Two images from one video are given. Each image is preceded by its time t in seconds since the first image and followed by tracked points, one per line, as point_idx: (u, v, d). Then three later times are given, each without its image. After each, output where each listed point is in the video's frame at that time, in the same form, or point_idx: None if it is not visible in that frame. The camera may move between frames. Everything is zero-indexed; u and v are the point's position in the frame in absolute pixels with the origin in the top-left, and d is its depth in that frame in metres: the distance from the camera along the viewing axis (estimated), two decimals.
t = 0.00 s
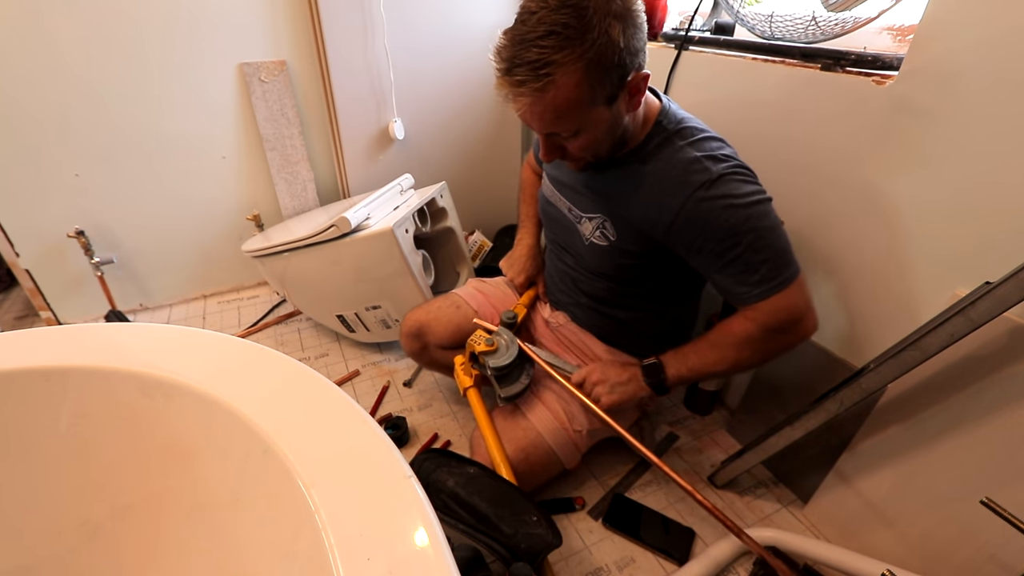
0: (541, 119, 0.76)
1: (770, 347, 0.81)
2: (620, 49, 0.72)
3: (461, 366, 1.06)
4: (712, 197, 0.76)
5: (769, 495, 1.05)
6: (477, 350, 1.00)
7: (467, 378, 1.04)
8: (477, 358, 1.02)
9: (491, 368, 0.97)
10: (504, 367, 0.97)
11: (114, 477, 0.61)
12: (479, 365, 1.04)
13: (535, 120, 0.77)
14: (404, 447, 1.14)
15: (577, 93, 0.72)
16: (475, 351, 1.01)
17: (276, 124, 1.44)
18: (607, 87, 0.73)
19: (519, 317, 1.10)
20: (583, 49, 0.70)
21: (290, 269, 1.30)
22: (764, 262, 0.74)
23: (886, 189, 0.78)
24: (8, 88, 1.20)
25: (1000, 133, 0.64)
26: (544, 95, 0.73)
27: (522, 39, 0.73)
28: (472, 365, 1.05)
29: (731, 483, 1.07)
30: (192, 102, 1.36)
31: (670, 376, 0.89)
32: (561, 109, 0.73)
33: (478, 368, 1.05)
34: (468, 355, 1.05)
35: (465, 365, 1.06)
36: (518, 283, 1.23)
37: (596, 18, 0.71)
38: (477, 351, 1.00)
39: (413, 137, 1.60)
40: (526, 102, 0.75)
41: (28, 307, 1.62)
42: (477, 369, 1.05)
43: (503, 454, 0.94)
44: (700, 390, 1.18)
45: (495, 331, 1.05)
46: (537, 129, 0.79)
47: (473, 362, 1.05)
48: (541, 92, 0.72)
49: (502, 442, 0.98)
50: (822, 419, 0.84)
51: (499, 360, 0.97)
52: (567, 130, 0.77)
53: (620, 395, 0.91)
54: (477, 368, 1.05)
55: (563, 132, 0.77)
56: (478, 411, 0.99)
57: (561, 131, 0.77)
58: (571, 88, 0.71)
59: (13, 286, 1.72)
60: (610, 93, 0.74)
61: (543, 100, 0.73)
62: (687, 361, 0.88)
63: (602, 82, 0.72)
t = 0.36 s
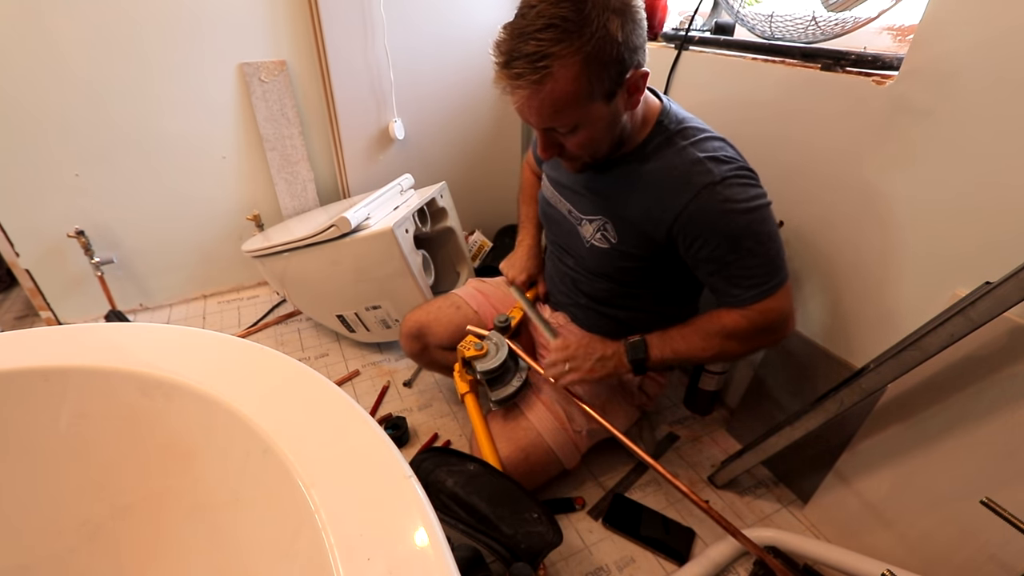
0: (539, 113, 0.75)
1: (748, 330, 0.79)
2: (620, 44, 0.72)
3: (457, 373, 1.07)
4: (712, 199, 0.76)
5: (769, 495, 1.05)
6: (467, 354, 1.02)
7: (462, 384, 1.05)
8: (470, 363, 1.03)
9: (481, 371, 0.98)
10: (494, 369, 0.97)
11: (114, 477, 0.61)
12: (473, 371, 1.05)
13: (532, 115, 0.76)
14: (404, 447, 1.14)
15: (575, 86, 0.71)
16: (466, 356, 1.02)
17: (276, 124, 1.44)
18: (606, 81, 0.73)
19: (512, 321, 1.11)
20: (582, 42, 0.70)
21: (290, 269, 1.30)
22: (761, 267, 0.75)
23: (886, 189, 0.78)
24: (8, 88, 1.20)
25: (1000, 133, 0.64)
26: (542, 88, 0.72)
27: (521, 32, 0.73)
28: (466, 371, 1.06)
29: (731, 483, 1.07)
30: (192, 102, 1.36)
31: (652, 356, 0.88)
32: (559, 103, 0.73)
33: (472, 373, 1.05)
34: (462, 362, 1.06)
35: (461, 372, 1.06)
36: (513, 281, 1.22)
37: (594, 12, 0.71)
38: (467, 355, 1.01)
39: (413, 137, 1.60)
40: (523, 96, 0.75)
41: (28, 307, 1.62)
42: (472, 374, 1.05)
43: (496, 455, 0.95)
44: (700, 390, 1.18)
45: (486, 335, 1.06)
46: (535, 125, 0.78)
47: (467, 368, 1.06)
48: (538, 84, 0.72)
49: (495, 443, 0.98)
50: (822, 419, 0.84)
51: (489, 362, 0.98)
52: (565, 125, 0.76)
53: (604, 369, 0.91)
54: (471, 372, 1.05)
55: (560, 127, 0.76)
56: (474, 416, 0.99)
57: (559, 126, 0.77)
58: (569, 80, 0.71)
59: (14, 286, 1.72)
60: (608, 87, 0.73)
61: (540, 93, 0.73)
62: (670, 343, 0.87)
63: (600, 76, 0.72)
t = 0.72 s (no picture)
0: (527, 106, 0.76)
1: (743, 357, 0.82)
2: (608, 38, 0.72)
3: (456, 370, 1.06)
4: (706, 203, 0.76)
5: (769, 495, 1.05)
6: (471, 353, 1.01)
7: (462, 381, 1.04)
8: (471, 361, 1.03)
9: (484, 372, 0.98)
10: (496, 370, 0.97)
11: (114, 477, 0.61)
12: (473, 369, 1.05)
13: (521, 108, 0.77)
14: (404, 447, 1.14)
15: (560, 78, 0.72)
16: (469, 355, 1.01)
17: (276, 124, 1.44)
18: (593, 75, 0.73)
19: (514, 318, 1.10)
20: (568, 34, 0.71)
21: (290, 269, 1.30)
22: (755, 274, 0.75)
23: (885, 189, 0.78)
24: (8, 87, 1.20)
25: (1000, 133, 0.64)
26: (528, 79, 0.73)
27: (510, 25, 0.74)
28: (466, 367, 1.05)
29: (731, 483, 1.07)
30: (192, 102, 1.36)
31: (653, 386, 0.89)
32: (545, 95, 0.73)
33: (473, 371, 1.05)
34: (463, 359, 1.05)
35: (461, 369, 1.06)
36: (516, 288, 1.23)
37: (582, 5, 0.72)
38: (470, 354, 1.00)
39: (413, 137, 1.60)
40: (511, 87, 0.76)
41: (28, 307, 1.61)
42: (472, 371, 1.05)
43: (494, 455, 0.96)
44: (700, 390, 1.18)
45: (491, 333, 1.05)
46: (525, 118, 0.79)
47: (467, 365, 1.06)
48: (524, 76, 0.73)
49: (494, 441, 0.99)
50: (822, 419, 0.84)
51: (492, 364, 0.98)
52: (553, 118, 0.76)
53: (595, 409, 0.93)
54: (472, 370, 1.05)
55: (549, 120, 0.77)
56: (474, 414, 1.00)
57: (547, 120, 0.77)
58: (555, 71, 0.71)
59: (14, 286, 1.72)
60: (595, 81, 0.73)
61: (526, 84, 0.73)
62: (669, 369, 0.88)
63: (587, 69, 0.72)
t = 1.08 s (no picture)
0: (530, 92, 0.76)
1: (737, 345, 0.80)
2: (619, 32, 0.72)
3: (459, 369, 1.06)
4: (708, 205, 0.76)
5: (769, 495, 1.05)
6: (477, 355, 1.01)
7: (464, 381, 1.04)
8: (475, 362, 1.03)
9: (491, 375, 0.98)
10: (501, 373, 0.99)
11: (115, 477, 0.61)
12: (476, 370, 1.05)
13: (524, 92, 0.77)
14: (404, 446, 1.14)
15: (566, 65, 0.72)
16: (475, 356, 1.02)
17: (276, 123, 1.44)
18: (599, 67, 0.73)
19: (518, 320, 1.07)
20: (579, 22, 0.71)
21: (290, 268, 1.30)
22: (746, 280, 0.76)
23: (885, 189, 0.78)
24: (8, 87, 1.20)
25: (999, 134, 0.64)
26: (534, 64, 0.73)
27: (523, 8, 0.74)
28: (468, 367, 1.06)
29: (731, 483, 1.07)
30: (193, 102, 1.36)
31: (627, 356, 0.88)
32: (548, 81, 0.73)
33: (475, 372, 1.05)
34: (466, 359, 1.05)
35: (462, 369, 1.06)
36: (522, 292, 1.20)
37: None
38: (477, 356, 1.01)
39: (413, 136, 1.60)
40: (517, 71, 0.75)
41: (28, 307, 1.61)
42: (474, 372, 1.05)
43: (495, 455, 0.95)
44: (700, 390, 1.18)
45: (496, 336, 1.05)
46: (528, 104, 0.79)
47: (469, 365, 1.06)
48: (531, 60, 0.73)
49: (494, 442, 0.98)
50: (822, 419, 0.84)
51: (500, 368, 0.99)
52: (555, 107, 0.76)
53: (568, 366, 0.89)
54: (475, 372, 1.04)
55: (551, 108, 0.77)
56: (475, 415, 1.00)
57: (549, 107, 0.77)
58: (561, 57, 0.71)
59: (14, 285, 1.72)
60: (601, 74, 0.73)
61: (532, 68, 0.73)
62: (647, 347, 0.87)
63: (594, 60, 0.72)
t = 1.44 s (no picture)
0: (573, 85, 0.74)
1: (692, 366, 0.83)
2: (672, 44, 0.72)
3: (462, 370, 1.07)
4: (716, 222, 0.77)
5: (770, 495, 1.05)
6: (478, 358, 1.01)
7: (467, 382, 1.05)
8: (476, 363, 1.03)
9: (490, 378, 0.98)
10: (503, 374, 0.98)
11: (115, 477, 0.61)
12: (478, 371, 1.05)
13: (564, 83, 0.75)
14: (404, 447, 1.14)
15: (616, 67, 0.70)
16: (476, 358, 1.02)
17: (276, 124, 1.44)
18: (645, 76, 0.72)
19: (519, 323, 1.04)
20: (641, 24, 0.69)
21: (290, 269, 1.30)
22: (725, 298, 0.79)
23: (885, 188, 0.78)
24: (8, 88, 1.20)
25: (1000, 134, 0.64)
26: (586, 58, 0.71)
27: None
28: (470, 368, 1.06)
29: (731, 483, 1.07)
30: (192, 102, 1.36)
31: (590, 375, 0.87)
32: (593, 80, 0.72)
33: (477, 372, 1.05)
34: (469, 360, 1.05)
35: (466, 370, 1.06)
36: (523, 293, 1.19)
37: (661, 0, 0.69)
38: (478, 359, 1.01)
39: (413, 137, 1.60)
40: (566, 59, 0.73)
41: (29, 307, 1.62)
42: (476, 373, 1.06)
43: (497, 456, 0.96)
44: (700, 390, 1.18)
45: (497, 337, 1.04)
46: (563, 95, 0.77)
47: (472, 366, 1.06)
48: (583, 54, 0.71)
49: (496, 443, 0.98)
50: (822, 419, 0.84)
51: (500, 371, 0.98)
52: (593, 106, 0.75)
53: (530, 388, 0.88)
54: (477, 374, 1.03)
55: (586, 106, 0.75)
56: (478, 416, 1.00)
57: (585, 104, 0.76)
58: (615, 57, 0.70)
59: (14, 286, 1.72)
60: (644, 84, 0.73)
61: (583, 63, 0.71)
62: (609, 364, 0.88)
63: (643, 68, 0.71)
